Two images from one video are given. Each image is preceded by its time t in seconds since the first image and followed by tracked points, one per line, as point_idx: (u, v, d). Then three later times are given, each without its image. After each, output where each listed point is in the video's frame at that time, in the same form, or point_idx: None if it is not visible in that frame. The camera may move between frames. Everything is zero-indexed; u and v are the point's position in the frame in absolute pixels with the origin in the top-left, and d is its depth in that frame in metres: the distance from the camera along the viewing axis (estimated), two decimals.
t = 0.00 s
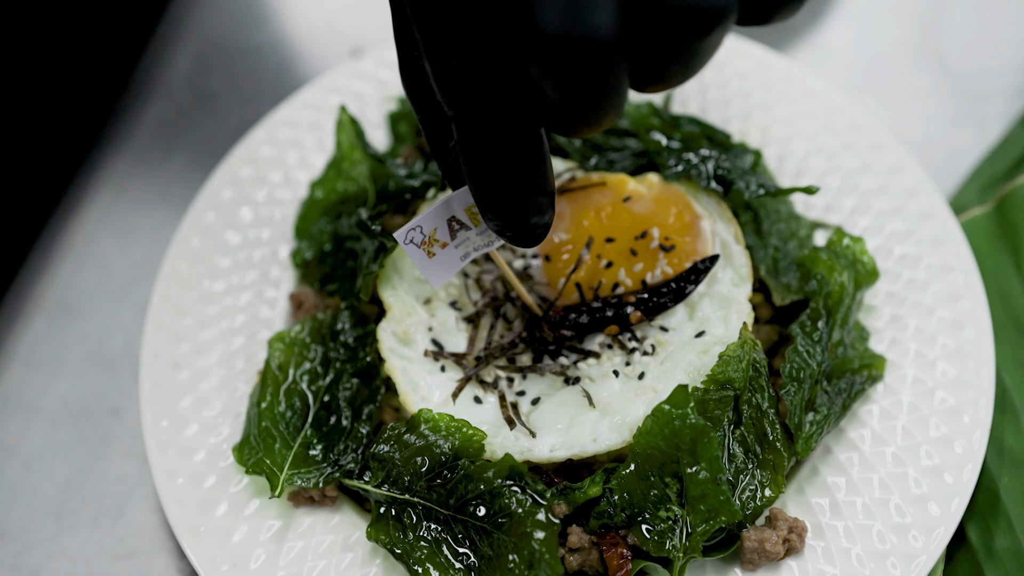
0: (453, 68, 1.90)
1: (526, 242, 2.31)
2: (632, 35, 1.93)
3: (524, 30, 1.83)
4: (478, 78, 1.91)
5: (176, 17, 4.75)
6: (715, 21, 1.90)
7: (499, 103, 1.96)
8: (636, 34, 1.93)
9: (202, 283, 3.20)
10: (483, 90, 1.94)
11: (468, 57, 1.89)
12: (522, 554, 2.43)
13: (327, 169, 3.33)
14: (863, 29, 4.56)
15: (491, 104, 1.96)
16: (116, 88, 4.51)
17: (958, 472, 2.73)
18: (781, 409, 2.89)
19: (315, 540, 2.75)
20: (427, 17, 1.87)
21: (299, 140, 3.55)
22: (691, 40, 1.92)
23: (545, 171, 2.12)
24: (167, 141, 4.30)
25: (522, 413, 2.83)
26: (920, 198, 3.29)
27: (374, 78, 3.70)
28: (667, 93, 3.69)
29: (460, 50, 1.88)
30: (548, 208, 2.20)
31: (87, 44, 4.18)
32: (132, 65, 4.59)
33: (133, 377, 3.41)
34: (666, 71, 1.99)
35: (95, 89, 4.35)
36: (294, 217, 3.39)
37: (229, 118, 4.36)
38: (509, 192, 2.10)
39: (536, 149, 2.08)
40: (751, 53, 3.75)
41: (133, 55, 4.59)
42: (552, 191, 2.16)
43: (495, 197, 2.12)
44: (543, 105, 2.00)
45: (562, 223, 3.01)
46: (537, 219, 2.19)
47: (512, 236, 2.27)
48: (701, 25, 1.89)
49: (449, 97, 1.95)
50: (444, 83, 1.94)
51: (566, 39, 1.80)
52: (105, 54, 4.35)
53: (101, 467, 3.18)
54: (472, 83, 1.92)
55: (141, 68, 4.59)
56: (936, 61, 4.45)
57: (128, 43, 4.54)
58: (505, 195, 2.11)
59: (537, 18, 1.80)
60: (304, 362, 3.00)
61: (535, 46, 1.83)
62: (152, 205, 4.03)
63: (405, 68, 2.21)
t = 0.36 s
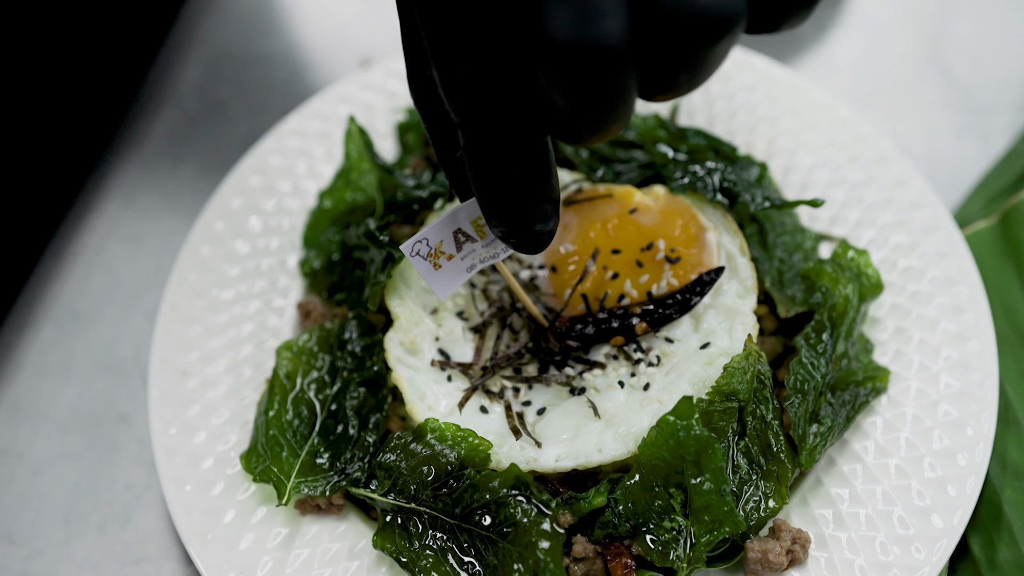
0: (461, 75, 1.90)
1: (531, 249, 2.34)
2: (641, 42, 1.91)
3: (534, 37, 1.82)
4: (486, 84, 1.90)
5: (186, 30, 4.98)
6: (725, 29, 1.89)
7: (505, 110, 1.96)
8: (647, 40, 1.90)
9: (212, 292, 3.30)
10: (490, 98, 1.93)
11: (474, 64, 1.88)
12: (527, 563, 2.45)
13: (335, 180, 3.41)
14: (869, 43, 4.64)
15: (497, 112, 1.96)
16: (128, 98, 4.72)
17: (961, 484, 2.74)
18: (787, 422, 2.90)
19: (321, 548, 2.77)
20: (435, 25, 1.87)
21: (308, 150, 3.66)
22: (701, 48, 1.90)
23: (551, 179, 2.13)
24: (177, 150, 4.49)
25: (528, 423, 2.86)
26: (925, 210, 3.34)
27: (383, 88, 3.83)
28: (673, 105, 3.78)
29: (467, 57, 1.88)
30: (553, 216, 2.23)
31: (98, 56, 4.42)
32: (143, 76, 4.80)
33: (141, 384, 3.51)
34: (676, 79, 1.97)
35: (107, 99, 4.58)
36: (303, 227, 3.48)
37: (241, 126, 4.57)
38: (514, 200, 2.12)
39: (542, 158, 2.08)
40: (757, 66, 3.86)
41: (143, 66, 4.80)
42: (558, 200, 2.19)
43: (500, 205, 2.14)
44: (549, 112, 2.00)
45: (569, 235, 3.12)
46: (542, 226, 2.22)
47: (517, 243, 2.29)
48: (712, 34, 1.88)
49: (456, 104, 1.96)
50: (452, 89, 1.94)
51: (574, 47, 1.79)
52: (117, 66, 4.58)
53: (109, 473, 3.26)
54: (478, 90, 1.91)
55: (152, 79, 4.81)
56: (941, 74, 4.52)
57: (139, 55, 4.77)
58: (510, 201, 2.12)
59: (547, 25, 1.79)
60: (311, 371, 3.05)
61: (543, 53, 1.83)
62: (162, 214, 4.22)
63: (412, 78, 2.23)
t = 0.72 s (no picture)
0: (465, 75, 1.92)
1: (533, 253, 2.33)
2: (648, 42, 1.91)
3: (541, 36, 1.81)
4: (490, 82, 1.92)
5: (195, 34, 5.05)
6: (732, 27, 1.89)
7: (506, 102, 1.95)
8: (654, 39, 1.91)
9: (221, 294, 3.38)
10: (493, 95, 1.95)
11: (479, 64, 1.91)
12: (532, 567, 2.46)
13: (344, 183, 3.51)
14: (877, 50, 4.67)
15: (502, 113, 1.97)
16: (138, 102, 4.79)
17: (965, 490, 2.75)
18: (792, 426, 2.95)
19: (328, 549, 2.79)
20: (441, 28, 1.91)
21: (316, 154, 3.77)
22: (710, 46, 1.90)
23: (554, 181, 2.12)
24: (186, 154, 4.56)
25: (533, 427, 2.89)
26: (932, 216, 3.37)
27: (391, 92, 3.92)
28: (680, 111, 3.85)
29: (472, 57, 1.90)
30: (556, 220, 2.22)
31: (109, 59, 4.49)
32: (153, 80, 4.87)
33: (148, 386, 3.64)
34: (685, 78, 1.97)
35: (117, 102, 4.65)
36: (310, 229, 3.58)
37: (250, 130, 4.63)
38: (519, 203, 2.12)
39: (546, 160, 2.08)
40: (763, 72, 3.91)
41: (154, 70, 4.88)
42: (561, 203, 2.18)
43: (504, 209, 2.14)
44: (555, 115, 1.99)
45: (575, 240, 3.15)
46: (546, 230, 2.21)
47: (519, 247, 2.28)
48: (720, 32, 1.88)
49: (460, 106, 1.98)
50: (456, 90, 1.96)
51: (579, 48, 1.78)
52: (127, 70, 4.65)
53: (117, 474, 3.36)
54: (482, 91, 1.93)
55: (162, 83, 4.88)
56: (948, 80, 4.52)
57: (149, 59, 4.85)
58: (514, 203, 2.12)
59: (554, 24, 1.78)
60: (319, 373, 3.10)
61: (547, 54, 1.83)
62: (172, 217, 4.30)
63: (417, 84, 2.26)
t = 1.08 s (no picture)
0: (461, 54, 1.99)
1: (526, 244, 2.28)
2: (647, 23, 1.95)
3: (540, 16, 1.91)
4: (485, 59, 1.98)
5: (202, 34, 5.08)
6: (731, 6, 1.90)
7: (500, 80, 2.00)
8: (655, 22, 1.95)
9: (227, 295, 3.45)
10: (488, 74, 2.00)
11: (475, 44, 1.98)
12: (535, 569, 2.48)
13: (349, 185, 3.53)
14: (882, 54, 4.68)
15: (497, 92, 2.01)
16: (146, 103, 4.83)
17: (966, 495, 2.76)
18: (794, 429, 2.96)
19: (331, 549, 2.80)
20: (438, 12, 2.01)
21: (323, 155, 3.84)
22: (706, 26, 1.94)
23: (548, 165, 2.13)
24: (194, 154, 4.58)
25: (537, 429, 2.92)
26: (936, 222, 3.40)
27: (396, 94, 4.00)
28: (685, 115, 3.89)
29: (467, 36, 1.98)
30: (549, 207, 2.19)
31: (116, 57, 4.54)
32: (161, 80, 4.90)
33: (153, 385, 3.69)
34: (685, 58, 2.02)
35: (124, 102, 4.68)
36: (316, 229, 3.65)
37: (256, 131, 4.66)
38: (514, 187, 2.11)
39: (540, 140, 2.10)
40: (768, 77, 3.97)
41: (161, 70, 4.91)
42: (554, 189, 2.18)
43: (498, 194, 2.12)
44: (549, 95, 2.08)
45: (579, 243, 3.19)
46: (539, 217, 2.18)
47: (512, 235, 2.23)
48: (717, 10, 1.91)
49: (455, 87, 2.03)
50: (452, 69, 2.02)
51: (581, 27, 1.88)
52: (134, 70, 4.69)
53: (123, 473, 3.42)
54: (478, 70, 1.99)
55: (169, 83, 4.91)
56: (953, 85, 4.53)
57: (156, 60, 4.88)
58: (507, 185, 2.10)
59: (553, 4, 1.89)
60: (323, 374, 3.12)
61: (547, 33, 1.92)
62: (180, 216, 4.34)
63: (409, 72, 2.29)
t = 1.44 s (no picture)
0: (442, 26, 2.01)
1: (508, 228, 2.27)
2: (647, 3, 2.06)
3: None
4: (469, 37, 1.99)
5: (210, 35, 5.10)
6: None
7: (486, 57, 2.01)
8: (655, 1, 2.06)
9: (233, 296, 3.48)
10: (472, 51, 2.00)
11: (456, 16, 1.99)
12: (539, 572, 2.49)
13: (356, 188, 3.58)
14: (889, 58, 4.68)
15: (477, 64, 2.01)
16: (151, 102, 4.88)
17: (970, 500, 2.76)
18: (796, 433, 3.00)
19: (336, 551, 2.82)
20: None
21: (330, 157, 3.87)
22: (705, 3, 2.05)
23: (531, 147, 2.13)
24: (201, 155, 4.60)
25: (541, 431, 2.95)
26: (940, 227, 3.42)
27: (403, 97, 4.02)
28: (691, 120, 3.91)
29: (449, 9, 1.99)
30: (531, 191, 2.18)
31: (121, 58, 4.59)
32: (169, 80, 4.92)
33: (160, 386, 3.73)
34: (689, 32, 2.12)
35: (132, 102, 4.72)
36: (323, 232, 3.68)
37: (263, 132, 4.67)
38: (495, 168, 2.09)
39: (522, 115, 2.08)
40: (774, 81, 3.97)
41: (169, 71, 4.93)
42: (536, 173, 2.17)
43: (481, 175, 2.11)
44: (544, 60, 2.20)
45: (585, 246, 3.23)
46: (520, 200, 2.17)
47: (492, 217, 2.22)
48: None
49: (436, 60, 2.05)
50: (434, 41, 2.03)
51: None
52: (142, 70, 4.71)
53: (130, 473, 3.46)
54: (458, 42, 2.00)
55: (177, 83, 4.93)
56: (961, 90, 4.52)
57: (164, 60, 4.91)
58: (488, 166, 2.09)
59: None
60: (329, 376, 3.14)
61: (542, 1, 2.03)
62: (187, 217, 4.36)
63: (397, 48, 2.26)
